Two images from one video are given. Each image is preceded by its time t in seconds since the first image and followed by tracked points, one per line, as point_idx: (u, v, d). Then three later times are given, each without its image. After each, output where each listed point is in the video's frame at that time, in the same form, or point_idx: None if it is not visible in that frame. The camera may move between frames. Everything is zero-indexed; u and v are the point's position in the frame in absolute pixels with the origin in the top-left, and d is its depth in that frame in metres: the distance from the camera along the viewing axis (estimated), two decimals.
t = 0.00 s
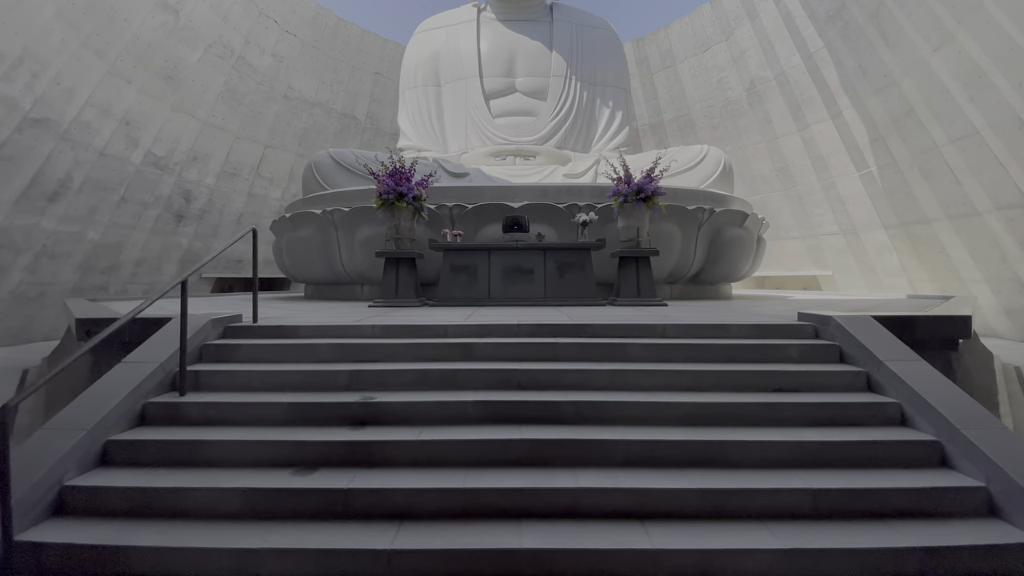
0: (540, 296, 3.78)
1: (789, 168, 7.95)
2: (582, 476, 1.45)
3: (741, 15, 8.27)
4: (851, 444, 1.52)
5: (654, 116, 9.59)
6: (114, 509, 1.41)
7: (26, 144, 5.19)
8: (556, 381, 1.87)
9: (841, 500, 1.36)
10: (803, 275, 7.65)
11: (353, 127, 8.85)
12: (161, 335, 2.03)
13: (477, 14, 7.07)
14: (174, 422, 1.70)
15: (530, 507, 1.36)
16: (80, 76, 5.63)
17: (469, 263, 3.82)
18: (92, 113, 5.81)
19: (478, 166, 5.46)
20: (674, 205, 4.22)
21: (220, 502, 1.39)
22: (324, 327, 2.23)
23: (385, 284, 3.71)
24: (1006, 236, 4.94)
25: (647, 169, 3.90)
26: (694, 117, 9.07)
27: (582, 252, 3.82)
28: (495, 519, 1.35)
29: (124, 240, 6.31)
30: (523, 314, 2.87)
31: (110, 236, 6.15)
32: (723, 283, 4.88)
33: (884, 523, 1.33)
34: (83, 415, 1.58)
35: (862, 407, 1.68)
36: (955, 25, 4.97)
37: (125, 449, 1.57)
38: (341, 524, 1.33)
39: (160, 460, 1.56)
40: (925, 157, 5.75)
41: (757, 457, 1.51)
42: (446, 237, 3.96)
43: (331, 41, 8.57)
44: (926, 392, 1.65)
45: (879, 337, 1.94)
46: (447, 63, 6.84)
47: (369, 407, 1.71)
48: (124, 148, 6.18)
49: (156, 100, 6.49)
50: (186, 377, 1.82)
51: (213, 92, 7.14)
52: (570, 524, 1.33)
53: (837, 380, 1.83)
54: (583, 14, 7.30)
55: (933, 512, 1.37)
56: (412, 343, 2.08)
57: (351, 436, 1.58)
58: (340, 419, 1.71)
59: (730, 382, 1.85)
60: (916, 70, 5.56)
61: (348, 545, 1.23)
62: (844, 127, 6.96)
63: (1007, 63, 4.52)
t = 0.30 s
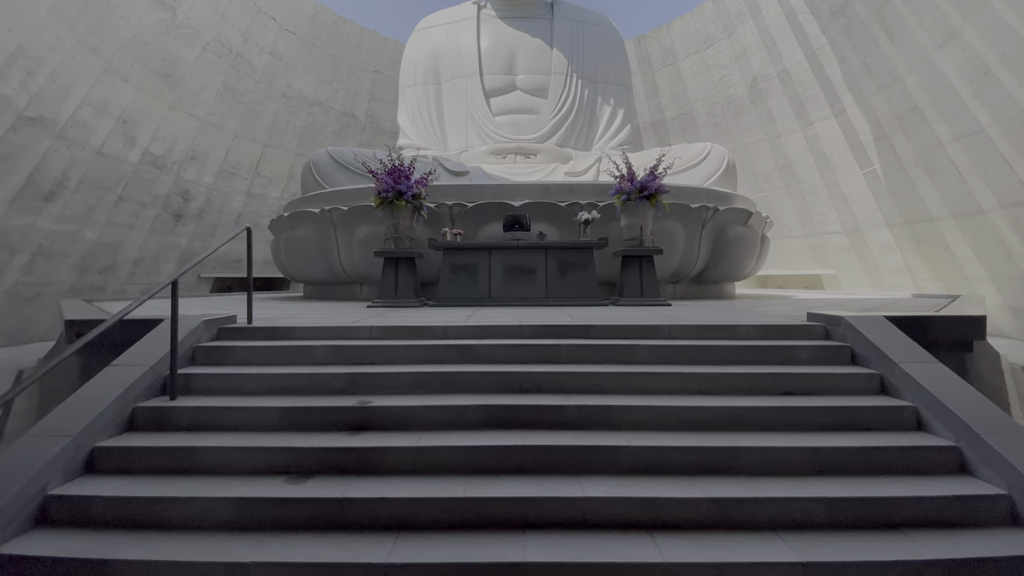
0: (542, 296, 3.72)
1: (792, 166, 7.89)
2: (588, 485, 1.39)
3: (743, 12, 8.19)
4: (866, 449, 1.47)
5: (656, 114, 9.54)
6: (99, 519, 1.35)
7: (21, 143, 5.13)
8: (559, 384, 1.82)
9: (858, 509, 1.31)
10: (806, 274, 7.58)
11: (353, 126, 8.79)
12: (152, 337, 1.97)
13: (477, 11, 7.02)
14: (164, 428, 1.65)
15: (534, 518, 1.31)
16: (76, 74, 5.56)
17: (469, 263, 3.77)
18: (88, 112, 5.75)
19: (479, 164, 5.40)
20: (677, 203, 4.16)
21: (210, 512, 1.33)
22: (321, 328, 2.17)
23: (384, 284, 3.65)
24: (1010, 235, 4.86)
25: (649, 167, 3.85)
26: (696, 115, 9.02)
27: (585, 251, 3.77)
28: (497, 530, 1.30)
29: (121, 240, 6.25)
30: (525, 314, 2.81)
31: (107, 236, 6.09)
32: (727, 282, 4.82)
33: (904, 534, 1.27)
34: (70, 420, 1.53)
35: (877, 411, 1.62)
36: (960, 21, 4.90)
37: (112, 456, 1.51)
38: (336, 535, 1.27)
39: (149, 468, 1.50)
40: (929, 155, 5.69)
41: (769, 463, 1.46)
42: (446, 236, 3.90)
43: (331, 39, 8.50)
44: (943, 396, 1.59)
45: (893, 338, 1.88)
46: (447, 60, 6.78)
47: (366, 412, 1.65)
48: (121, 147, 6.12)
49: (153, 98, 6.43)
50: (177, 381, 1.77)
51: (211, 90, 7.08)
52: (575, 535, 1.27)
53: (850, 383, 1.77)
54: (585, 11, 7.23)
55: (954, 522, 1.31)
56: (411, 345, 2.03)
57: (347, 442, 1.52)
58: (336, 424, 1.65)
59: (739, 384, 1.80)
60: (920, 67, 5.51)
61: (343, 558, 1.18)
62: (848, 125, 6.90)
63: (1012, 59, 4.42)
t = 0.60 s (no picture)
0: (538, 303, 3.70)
1: (795, 164, 7.80)
2: (590, 489, 1.37)
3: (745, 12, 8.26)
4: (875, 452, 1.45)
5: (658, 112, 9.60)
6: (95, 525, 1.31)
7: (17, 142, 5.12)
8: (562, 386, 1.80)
9: (868, 514, 1.28)
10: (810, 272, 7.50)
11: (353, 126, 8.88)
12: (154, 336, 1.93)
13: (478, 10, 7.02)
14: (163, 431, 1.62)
15: (536, 524, 1.28)
16: (73, 72, 5.37)
17: (466, 272, 3.75)
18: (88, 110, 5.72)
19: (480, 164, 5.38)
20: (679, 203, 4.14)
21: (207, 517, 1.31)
22: (322, 330, 2.16)
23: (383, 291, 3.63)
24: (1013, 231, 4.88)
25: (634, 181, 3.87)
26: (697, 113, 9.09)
27: (575, 265, 3.78)
28: (498, 535, 1.27)
29: (122, 242, 5.95)
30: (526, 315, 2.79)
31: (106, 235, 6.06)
32: (731, 281, 4.81)
33: (915, 540, 1.24)
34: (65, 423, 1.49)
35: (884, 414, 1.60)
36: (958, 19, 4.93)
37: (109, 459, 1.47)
38: (334, 541, 1.25)
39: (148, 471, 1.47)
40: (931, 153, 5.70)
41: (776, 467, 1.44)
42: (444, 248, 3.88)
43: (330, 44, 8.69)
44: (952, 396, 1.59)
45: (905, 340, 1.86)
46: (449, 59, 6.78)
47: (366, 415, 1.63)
48: (120, 147, 6.04)
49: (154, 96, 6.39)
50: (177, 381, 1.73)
51: (212, 89, 7.13)
52: (577, 541, 1.25)
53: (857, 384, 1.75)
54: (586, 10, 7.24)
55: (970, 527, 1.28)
56: (411, 346, 2.01)
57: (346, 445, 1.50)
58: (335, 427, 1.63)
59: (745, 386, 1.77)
60: (920, 65, 5.53)
61: (344, 566, 1.15)
62: (848, 123, 6.87)
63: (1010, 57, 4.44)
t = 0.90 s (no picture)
0: (531, 314, 4.02)
1: (772, 192, 7.94)
2: (567, 467, 1.69)
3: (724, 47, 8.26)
4: (797, 440, 1.78)
5: (643, 141, 9.29)
6: (160, 497, 1.62)
7: (39, 166, 5.42)
8: (544, 388, 2.12)
9: (786, 488, 1.61)
10: (788, 295, 7.74)
11: (352, 150, 8.87)
12: (191, 348, 2.26)
13: (473, 46, 7.41)
14: (206, 426, 1.93)
15: (522, 494, 1.60)
16: (94, 104, 5.89)
17: (466, 283, 4.07)
18: (102, 137, 6.06)
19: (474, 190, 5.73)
20: (658, 229, 4.51)
21: (253, 490, 1.61)
22: (335, 341, 2.46)
23: (386, 302, 3.95)
24: (972, 260, 5.43)
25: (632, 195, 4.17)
26: (682, 141, 8.85)
27: (572, 273, 4.09)
28: (491, 503, 1.59)
29: (126, 259, 6.51)
30: (515, 330, 3.10)
31: (113, 255, 6.35)
32: (706, 302, 5.17)
33: (822, 507, 1.57)
34: (129, 418, 1.80)
35: (809, 412, 1.94)
36: (918, 64, 5.47)
37: (165, 448, 1.78)
38: (361, 508, 1.55)
39: (199, 457, 1.78)
40: (897, 184, 6.12)
41: (716, 451, 1.77)
42: (445, 259, 4.23)
43: (333, 67, 8.55)
44: (863, 397, 1.91)
45: (831, 352, 2.21)
46: (445, 91, 7.14)
47: (380, 411, 1.94)
48: (130, 171, 6.40)
49: (165, 124, 6.74)
50: (216, 386, 2.05)
51: (217, 116, 7.32)
52: (554, 507, 1.56)
53: (790, 388, 2.09)
54: (576, 46, 7.61)
55: (864, 497, 1.61)
56: (414, 355, 2.32)
57: (365, 435, 1.81)
58: (353, 422, 1.94)
59: (697, 389, 2.11)
60: (886, 103, 5.99)
61: (367, 523, 1.46)
62: (821, 154, 7.14)
63: (963, 100, 5.04)
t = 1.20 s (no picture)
0: (532, 324, 4.01)
1: (770, 202, 7.95)
2: (567, 479, 1.68)
3: (721, 60, 8.34)
4: (799, 450, 1.77)
5: (642, 151, 9.29)
6: (157, 509, 1.60)
7: (41, 176, 5.45)
8: (544, 398, 2.11)
9: (788, 499, 1.60)
10: (788, 304, 7.73)
11: (353, 160, 8.89)
12: (190, 358, 2.25)
13: (473, 58, 7.47)
14: (204, 436, 1.91)
15: (522, 505, 1.59)
16: (96, 115, 5.92)
17: (465, 293, 4.07)
18: (104, 148, 6.07)
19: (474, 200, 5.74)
20: (658, 239, 4.51)
21: (250, 502, 1.60)
22: (335, 351, 2.45)
23: (386, 313, 3.93)
24: (972, 270, 5.44)
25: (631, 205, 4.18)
26: (680, 152, 8.88)
27: (572, 283, 4.09)
28: (490, 515, 1.57)
29: (126, 269, 6.53)
30: (516, 340, 3.09)
31: (113, 265, 6.36)
32: (706, 312, 5.17)
33: (825, 518, 1.55)
34: (126, 429, 1.79)
35: (811, 422, 1.93)
36: (914, 76, 5.51)
37: (163, 458, 1.77)
38: (360, 520, 1.54)
39: (196, 468, 1.76)
40: (895, 194, 6.15)
41: (718, 462, 1.76)
42: (445, 268, 4.23)
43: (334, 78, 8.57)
44: (864, 408, 1.90)
45: (832, 362, 2.20)
46: (445, 102, 7.17)
47: (379, 422, 1.93)
48: (132, 180, 6.42)
49: (167, 135, 6.76)
50: (214, 396, 2.04)
51: (219, 127, 7.35)
52: (554, 519, 1.55)
53: (792, 398, 2.09)
54: (575, 57, 7.67)
55: (867, 509, 1.60)
56: (414, 366, 2.31)
57: (364, 446, 1.80)
58: (352, 432, 1.93)
59: (698, 400, 2.10)
60: (883, 114, 6.02)
61: (365, 535, 1.45)
62: (819, 164, 7.17)
63: (959, 110, 5.09)
